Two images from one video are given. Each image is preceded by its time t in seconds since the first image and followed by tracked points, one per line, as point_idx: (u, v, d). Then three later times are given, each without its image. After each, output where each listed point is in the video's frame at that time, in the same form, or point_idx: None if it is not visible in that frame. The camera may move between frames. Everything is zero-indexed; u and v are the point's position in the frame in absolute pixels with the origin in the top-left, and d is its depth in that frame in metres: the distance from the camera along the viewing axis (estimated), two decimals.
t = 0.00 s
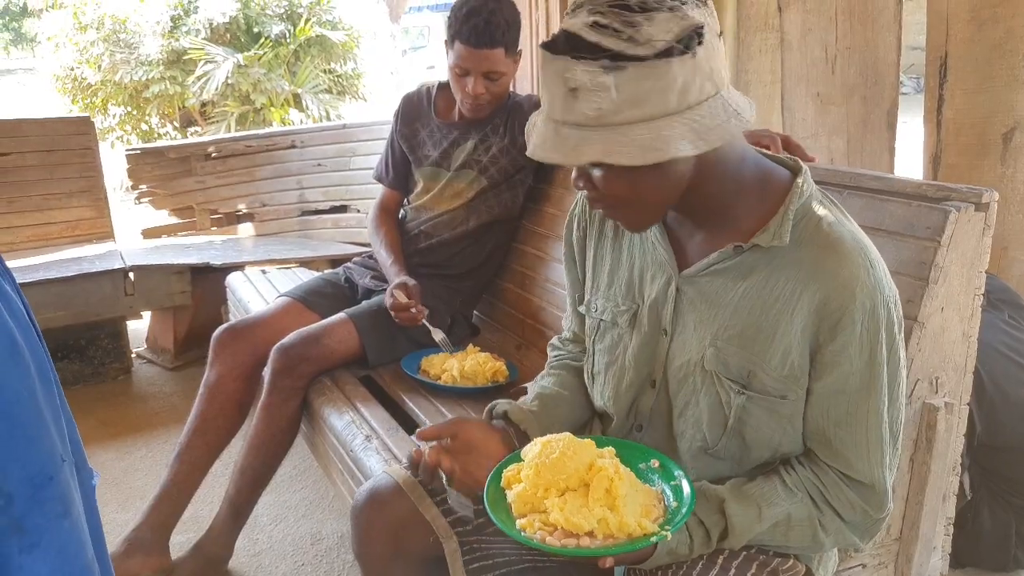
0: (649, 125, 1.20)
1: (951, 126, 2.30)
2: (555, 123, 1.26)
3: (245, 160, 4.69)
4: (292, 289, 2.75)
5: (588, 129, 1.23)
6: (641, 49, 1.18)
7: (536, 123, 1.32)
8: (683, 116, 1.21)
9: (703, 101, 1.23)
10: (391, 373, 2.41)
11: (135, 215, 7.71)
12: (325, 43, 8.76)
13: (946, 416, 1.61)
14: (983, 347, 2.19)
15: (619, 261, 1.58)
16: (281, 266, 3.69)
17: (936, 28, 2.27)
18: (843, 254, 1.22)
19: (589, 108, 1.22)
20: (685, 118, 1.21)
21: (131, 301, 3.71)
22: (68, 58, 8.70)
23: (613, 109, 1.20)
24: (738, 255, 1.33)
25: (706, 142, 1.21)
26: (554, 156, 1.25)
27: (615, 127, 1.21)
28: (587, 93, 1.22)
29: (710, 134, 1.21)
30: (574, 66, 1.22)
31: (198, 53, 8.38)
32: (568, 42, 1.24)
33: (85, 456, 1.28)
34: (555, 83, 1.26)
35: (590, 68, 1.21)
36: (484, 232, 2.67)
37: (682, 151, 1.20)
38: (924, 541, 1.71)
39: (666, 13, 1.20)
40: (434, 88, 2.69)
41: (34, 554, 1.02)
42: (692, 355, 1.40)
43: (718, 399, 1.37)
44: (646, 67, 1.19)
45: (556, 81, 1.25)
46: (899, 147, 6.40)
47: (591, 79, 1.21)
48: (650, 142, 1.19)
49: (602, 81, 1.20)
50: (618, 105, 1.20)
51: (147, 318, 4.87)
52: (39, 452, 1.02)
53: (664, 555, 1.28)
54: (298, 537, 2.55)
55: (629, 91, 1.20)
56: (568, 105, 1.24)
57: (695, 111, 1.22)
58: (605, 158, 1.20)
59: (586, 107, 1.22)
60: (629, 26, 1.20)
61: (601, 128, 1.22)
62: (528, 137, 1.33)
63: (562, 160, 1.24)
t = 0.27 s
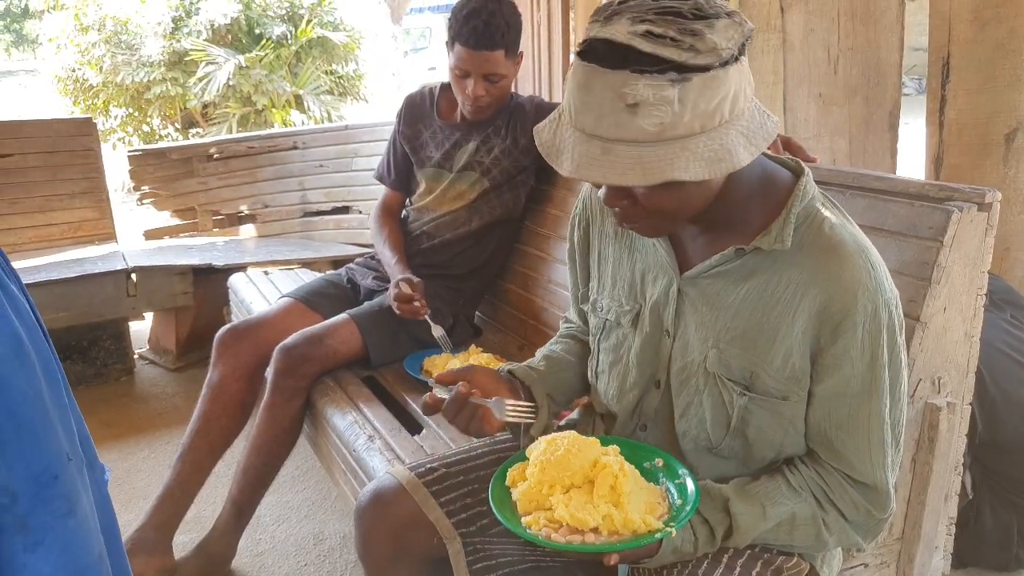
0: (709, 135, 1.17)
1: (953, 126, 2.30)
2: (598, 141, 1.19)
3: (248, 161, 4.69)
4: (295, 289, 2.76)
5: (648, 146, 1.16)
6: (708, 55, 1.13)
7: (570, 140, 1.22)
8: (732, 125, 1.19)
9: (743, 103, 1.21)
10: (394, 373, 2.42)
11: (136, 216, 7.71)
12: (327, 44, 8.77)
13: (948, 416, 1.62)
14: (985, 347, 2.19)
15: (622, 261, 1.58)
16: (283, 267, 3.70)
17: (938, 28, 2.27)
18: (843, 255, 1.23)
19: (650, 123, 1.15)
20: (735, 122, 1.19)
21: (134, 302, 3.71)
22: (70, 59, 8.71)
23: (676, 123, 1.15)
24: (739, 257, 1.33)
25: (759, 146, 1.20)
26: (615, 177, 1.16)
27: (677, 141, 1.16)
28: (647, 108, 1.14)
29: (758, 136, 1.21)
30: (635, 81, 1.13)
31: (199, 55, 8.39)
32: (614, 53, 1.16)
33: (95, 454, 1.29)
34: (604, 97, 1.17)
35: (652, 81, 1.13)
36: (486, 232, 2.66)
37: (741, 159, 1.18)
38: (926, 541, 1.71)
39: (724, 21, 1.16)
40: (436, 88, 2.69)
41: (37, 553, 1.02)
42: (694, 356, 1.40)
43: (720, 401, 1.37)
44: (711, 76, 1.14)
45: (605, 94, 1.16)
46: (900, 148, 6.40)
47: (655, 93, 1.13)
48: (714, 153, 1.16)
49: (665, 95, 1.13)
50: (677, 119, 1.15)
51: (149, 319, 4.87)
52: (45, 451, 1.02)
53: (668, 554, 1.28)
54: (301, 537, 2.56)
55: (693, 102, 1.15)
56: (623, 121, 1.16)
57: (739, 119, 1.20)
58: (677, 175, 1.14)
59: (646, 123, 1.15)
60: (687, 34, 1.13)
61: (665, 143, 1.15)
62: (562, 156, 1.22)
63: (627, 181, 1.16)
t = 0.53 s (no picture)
0: (741, 157, 1.16)
1: (958, 125, 2.29)
2: (627, 167, 1.18)
3: (252, 161, 4.70)
4: (300, 288, 2.76)
5: (681, 172, 1.15)
6: (742, 81, 1.11)
7: (598, 164, 1.21)
8: (761, 144, 1.19)
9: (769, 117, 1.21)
10: (399, 372, 2.42)
11: (140, 216, 7.72)
12: (329, 44, 8.79)
13: (955, 415, 1.61)
14: (990, 346, 2.19)
15: (631, 261, 1.59)
16: (287, 267, 3.70)
17: (943, 26, 2.26)
18: (854, 258, 1.22)
19: (684, 151, 1.14)
20: (763, 140, 1.19)
21: (138, 301, 3.72)
22: (73, 59, 8.72)
23: (710, 149, 1.14)
24: (748, 258, 1.33)
25: (784, 160, 1.21)
26: (649, 205, 1.16)
27: (710, 166, 1.15)
28: (680, 138, 1.13)
29: (783, 150, 1.21)
30: (670, 111, 1.11)
31: (202, 55, 8.41)
32: (647, 78, 1.13)
33: (105, 450, 1.29)
34: (636, 124, 1.15)
35: (688, 112, 1.11)
36: (491, 232, 2.66)
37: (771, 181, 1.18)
38: (932, 540, 1.70)
39: (758, 42, 1.13)
40: (441, 89, 2.70)
41: (47, 551, 1.02)
42: (702, 357, 1.40)
43: (728, 402, 1.37)
44: (745, 100, 1.12)
45: (638, 121, 1.14)
46: (902, 148, 6.41)
47: (690, 122, 1.12)
48: (746, 176, 1.16)
49: (701, 125, 1.12)
50: (710, 148, 1.14)
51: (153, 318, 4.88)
52: (54, 450, 1.03)
53: (674, 552, 1.28)
54: (306, 536, 2.56)
55: (727, 128, 1.13)
56: (656, 149, 1.15)
57: (766, 135, 1.20)
58: (713, 203, 1.14)
59: (680, 150, 1.14)
60: (722, 58, 1.10)
61: (698, 169, 1.15)
62: (590, 180, 1.21)
63: (661, 209, 1.15)
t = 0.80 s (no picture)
0: (766, 162, 1.18)
1: (965, 129, 2.27)
2: (653, 172, 1.19)
3: (259, 159, 4.72)
4: (307, 286, 2.77)
5: (707, 177, 1.16)
6: (772, 86, 1.11)
7: (623, 168, 1.22)
8: (784, 147, 1.20)
9: (791, 122, 1.22)
10: (404, 370, 2.43)
11: (147, 213, 7.75)
12: (337, 44, 8.82)
13: (960, 419, 1.62)
14: (995, 351, 2.19)
15: (638, 263, 1.59)
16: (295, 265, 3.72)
17: (951, 30, 2.23)
18: (867, 264, 1.23)
19: (712, 155, 1.15)
20: (786, 145, 1.21)
21: (146, 297, 3.74)
22: (83, 57, 8.77)
23: (737, 154, 1.15)
24: (760, 262, 1.34)
25: (806, 164, 1.22)
26: (675, 209, 1.17)
27: (737, 171, 1.16)
28: (708, 143, 1.14)
29: (805, 155, 1.22)
30: (699, 116, 1.12)
31: (211, 53, 8.45)
32: (676, 83, 1.14)
33: (112, 447, 1.31)
34: (665, 129, 1.15)
35: (719, 117, 1.11)
36: (496, 232, 2.67)
37: (796, 186, 1.19)
38: (936, 543, 1.71)
39: (787, 47, 1.13)
40: (447, 90, 2.72)
41: (58, 546, 1.03)
42: (711, 359, 1.41)
43: (736, 405, 1.38)
44: (774, 105, 1.13)
45: (666, 126, 1.15)
46: (908, 153, 6.40)
47: (720, 127, 1.12)
48: (772, 181, 1.17)
49: (730, 130, 1.12)
50: (737, 152, 1.15)
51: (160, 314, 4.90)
52: (64, 445, 1.04)
53: (680, 552, 1.28)
54: (311, 533, 2.57)
55: (754, 133, 1.14)
56: (684, 153, 1.15)
57: (788, 139, 1.21)
58: (741, 209, 1.15)
59: (707, 155, 1.15)
60: (752, 64, 1.11)
61: (725, 174, 1.16)
62: (614, 184, 1.22)
63: (688, 214, 1.16)
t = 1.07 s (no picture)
0: (781, 167, 1.16)
1: (975, 130, 2.24)
2: (666, 177, 1.17)
3: (265, 157, 4.71)
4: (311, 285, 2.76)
5: (721, 182, 1.15)
6: (789, 91, 1.09)
7: (634, 173, 1.20)
8: (798, 151, 1.18)
9: (806, 125, 1.20)
10: (408, 370, 2.42)
11: (152, 210, 7.75)
12: (343, 41, 8.81)
13: (970, 424, 1.59)
14: (1005, 354, 2.16)
15: (645, 263, 1.58)
16: (299, 263, 3.71)
17: (963, 28, 2.20)
18: (878, 268, 1.21)
19: (727, 161, 1.13)
20: (800, 149, 1.19)
21: (150, 295, 3.73)
22: (89, 53, 8.78)
23: (752, 159, 1.13)
24: (768, 265, 1.32)
25: (819, 168, 1.21)
26: (688, 216, 1.15)
27: (751, 175, 1.15)
28: (723, 148, 1.12)
29: (818, 158, 1.21)
30: (715, 122, 1.09)
31: (216, 51, 8.45)
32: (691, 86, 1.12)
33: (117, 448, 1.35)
34: (679, 134, 1.13)
35: (736, 123, 1.09)
36: (501, 231, 2.66)
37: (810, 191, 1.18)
38: (944, 549, 1.69)
39: (805, 50, 1.11)
40: (455, 87, 2.70)
41: (60, 544, 1.07)
42: (718, 362, 1.39)
43: (743, 409, 1.36)
44: (790, 110, 1.11)
45: (681, 131, 1.13)
46: (917, 153, 6.37)
47: (735, 133, 1.10)
48: (786, 186, 1.16)
49: (745, 136, 1.10)
50: (752, 157, 1.13)
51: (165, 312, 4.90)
52: (66, 446, 1.08)
53: (683, 558, 1.26)
54: (314, 533, 2.56)
55: (770, 138, 1.12)
56: (698, 159, 1.13)
57: (802, 143, 1.20)
58: (755, 215, 1.14)
59: (722, 160, 1.13)
60: (769, 68, 1.08)
61: (739, 179, 1.14)
62: (626, 188, 1.20)
63: (701, 220, 1.15)
